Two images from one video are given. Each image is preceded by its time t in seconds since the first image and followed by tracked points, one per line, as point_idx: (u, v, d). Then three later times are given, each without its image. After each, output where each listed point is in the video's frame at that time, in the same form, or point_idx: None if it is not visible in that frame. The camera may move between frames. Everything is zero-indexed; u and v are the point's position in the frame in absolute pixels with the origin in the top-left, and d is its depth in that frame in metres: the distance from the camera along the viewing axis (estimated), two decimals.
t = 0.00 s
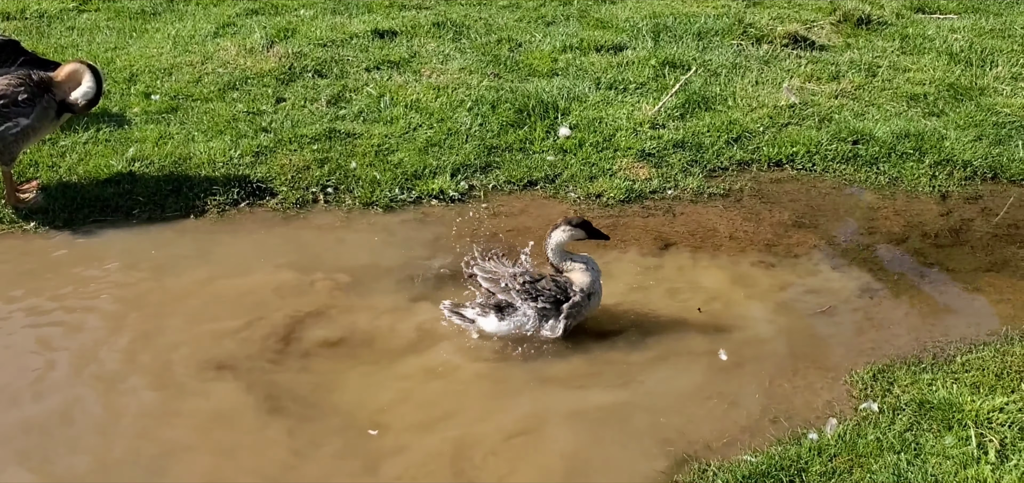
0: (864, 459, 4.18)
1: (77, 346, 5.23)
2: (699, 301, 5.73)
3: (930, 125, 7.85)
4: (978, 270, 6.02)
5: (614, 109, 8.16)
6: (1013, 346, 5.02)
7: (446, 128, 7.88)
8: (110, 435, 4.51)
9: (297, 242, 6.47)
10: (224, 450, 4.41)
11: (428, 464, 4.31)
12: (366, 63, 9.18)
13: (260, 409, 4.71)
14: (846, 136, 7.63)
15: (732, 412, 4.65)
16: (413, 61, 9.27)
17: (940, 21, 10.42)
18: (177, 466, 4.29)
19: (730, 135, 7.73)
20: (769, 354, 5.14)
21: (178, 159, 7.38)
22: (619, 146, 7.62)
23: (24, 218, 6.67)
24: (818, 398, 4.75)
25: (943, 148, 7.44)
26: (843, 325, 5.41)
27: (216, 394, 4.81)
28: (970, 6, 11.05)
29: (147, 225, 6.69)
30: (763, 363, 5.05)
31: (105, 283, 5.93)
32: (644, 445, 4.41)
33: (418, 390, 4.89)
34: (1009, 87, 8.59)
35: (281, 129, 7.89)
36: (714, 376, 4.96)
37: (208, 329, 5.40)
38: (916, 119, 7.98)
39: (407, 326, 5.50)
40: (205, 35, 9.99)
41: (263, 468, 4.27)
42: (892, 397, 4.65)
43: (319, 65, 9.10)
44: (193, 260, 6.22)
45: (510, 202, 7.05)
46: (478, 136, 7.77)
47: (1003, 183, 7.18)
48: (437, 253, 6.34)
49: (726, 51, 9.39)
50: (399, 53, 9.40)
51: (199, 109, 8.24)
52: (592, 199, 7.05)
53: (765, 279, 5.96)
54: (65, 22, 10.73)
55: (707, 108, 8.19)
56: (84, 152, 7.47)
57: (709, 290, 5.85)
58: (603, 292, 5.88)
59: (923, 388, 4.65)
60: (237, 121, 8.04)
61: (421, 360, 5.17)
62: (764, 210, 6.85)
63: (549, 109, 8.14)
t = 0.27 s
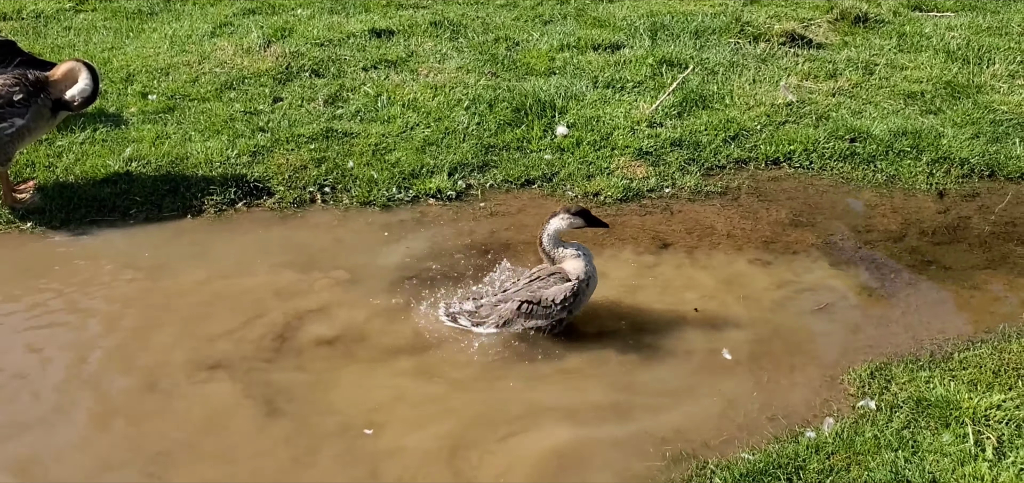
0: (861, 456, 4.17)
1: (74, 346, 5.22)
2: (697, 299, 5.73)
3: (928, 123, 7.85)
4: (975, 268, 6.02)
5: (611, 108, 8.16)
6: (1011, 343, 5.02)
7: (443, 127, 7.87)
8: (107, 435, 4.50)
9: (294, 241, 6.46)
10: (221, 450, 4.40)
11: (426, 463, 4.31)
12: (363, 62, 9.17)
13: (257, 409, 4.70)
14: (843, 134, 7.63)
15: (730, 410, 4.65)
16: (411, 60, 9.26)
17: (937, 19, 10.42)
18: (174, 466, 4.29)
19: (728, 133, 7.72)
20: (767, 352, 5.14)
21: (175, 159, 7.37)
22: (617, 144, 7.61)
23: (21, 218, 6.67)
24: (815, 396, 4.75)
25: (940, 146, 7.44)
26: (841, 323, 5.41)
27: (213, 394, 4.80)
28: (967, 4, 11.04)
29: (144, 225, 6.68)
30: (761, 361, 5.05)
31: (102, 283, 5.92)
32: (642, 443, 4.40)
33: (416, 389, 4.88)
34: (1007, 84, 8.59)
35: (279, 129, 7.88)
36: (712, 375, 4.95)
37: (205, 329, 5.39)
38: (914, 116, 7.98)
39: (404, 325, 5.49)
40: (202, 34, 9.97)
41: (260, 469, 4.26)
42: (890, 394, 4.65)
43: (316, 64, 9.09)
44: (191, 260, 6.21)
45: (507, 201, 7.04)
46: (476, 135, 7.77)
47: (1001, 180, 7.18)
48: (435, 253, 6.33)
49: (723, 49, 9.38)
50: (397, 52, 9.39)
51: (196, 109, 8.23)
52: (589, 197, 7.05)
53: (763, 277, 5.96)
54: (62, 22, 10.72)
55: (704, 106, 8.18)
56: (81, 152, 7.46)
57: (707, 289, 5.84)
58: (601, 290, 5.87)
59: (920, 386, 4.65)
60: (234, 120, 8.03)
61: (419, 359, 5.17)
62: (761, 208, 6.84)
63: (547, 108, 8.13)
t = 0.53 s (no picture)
0: (859, 456, 4.17)
1: (70, 347, 5.21)
2: (693, 299, 5.72)
3: (925, 122, 7.85)
4: (972, 267, 6.02)
5: (609, 108, 8.15)
6: (1007, 342, 5.02)
7: (440, 127, 7.86)
8: (103, 436, 4.49)
9: (291, 241, 6.46)
10: (218, 450, 4.39)
11: (423, 463, 4.30)
12: (360, 62, 9.16)
13: (254, 409, 4.69)
14: (840, 133, 7.63)
15: (727, 410, 4.65)
16: (408, 60, 9.25)
17: (934, 18, 10.43)
18: (170, 467, 4.28)
19: (725, 132, 7.72)
20: (764, 352, 5.13)
21: (172, 159, 7.36)
22: (614, 144, 7.61)
23: (17, 219, 6.65)
24: (812, 396, 4.74)
25: (937, 145, 7.44)
26: (838, 322, 5.41)
27: (210, 395, 4.80)
28: (964, 3, 11.05)
29: (141, 226, 6.67)
30: (758, 361, 5.05)
31: (99, 284, 5.90)
32: (639, 443, 4.40)
33: (413, 390, 4.87)
34: (1003, 83, 8.59)
35: (276, 129, 7.87)
36: (708, 374, 4.95)
37: (202, 330, 5.38)
38: (911, 116, 7.98)
39: (401, 325, 5.49)
40: (199, 34, 9.96)
41: (256, 469, 4.26)
42: (887, 394, 4.65)
43: (313, 64, 9.08)
44: (187, 260, 6.20)
45: (504, 201, 7.04)
46: (473, 135, 7.76)
47: (997, 179, 7.18)
48: (431, 253, 6.33)
49: (721, 49, 9.38)
50: (394, 52, 9.38)
51: (193, 110, 8.21)
52: (586, 197, 7.04)
53: (760, 276, 5.95)
54: (58, 22, 10.70)
55: (701, 106, 8.18)
56: (77, 153, 7.44)
57: (704, 288, 5.84)
58: (598, 290, 5.87)
59: (917, 385, 4.65)
60: (231, 120, 8.02)
61: (416, 360, 5.16)
62: (758, 207, 6.84)
63: (544, 108, 8.12)
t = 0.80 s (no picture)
0: (859, 455, 4.17)
1: (70, 347, 5.20)
2: (693, 299, 5.72)
3: (924, 121, 7.85)
4: (972, 266, 6.02)
5: (608, 107, 8.15)
6: (1007, 341, 5.02)
7: (440, 126, 7.86)
8: (102, 436, 4.48)
9: (291, 241, 6.45)
10: (218, 450, 4.39)
11: (423, 463, 4.30)
12: (360, 61, 9.15)
13: (254, 409, 4.69)
14: (840, 133, 7.63)
15: (727, 409, 4.64)
16: (407, 59, 9.25)
17: (934, 17, 10.43)
18: (170, 467, 4.27)
19: (724, 131, 7.71)
20: (764, 351, 5.13)
21: (171, 158, 7.35)
22: (614, 143, 7.61)
23: (16, 218, 6.64)
24: (812, 395, 4.74)
25: (937, 144, 7.44)
26: (838, 322, 5.41)
27: (211, 394, 4.79)
28: (963, 2, 11.05)
29: (140, 225, 6.66)
30: (758, 360, 5.05)
31: (99, 284, 5.90)
32: (639, 443, 4.40)
33: (413, 389, 4.87)
34: (1003, 82, 8.60)
35: (275, 128, 7.86)
36: (709, 373, 4.95)
37: (202, 329, 5.38)
38: (910, 115, 7.98)
39: (401, 325, 5.48)
40: (198, 34, 9.95)
41: (257, 469, 4.25)
42: (887, 393, 4.65)
43: (313, 63, 9.08)
44: (187, 260, 6.20)
45: (504, 200, 7.03)
46: (472, 134, 7.76)
47: (997, 178, 7.18)
48: (431, 252, 6.33)
49: (720, 48, 9.38)
50: (393, 51, 9.37)
51: (192, 109, 8.21)
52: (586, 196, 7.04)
53: (760, 275, 5.95)
54: (57, 21, 10.69)
55: (701, 105, 8.18)
56: (77, 152, 7.43)
57: (704, 288, 5.84)
58: (598, 289, 5.86)
59: (917, 384, 4.65)
60: (231, 119, 8.02)
61: (416, 359, 5.16)
62: (758, 207, 6.84)
63: (543, 107, 8.12)
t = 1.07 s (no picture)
0: (860, 455, 4.17)
1: (70, 345, 5.20)
2: (694, 298, 5.72)
3: (925, 120, 7.85)
4: (973, 266, 6.02)
5: (609, 106, 8.15)
6: (1008, 341, 5.02)
7: (441, 125, 7.86)
8: (102, 436, 4.48)
9: (291, 240, 6.45)
10: (218, 449, 4.39)
11: (424, 462, 4.30)
12: (360, 60, 9.15)
13: (254, 408, 4.69)
14: (840, 132, 7.63)
15: (728, 409, 4.64)
16: (408, 58, 9.24)
17: (935, 17, 10.42)
18: (170, 467, 4.27)
19: (725, 131, 7.71)
20: (764, 350, 5.13)
21: (172, 157, 7.35)
22: (614, 142, 7.61)
23: (16, 217, 6.63)
24: (813, 394, 4.74)
25: (938, 144, 7.44)
26: (838, 321, 5.41)
27: (212, 393, 4.79)
28: (964, 2, 11.05)
29: (141, 224, 6.66)
30: (758, 360, 5.04)
31: (99, 283, 5.89)
32: (639, 442, 4.40)
33: (413, 388, 4.87)
34: (1004, 82, 8.59)
35: (276, 127, 7.86)
36: (710, 373, 4.95)
37: (202, 328, 5.37)
38: (911, 114, 7.98)
39: (401, 324, 5.48)
40: (198, 32, 9.94)
41: (257, 469, 4.26)
42: (888, 392, 4.65)
43: (313, 62, 9.08)
44: (187, 259, 6.20)
45: (504, 199, 7.03)
46: (473, 134, 7.76)
47: (998, 178, 7.18)
48: (432, 251, 6.33)
49: (721, 47, 9.38)
50: (394, 50, 9.37)
51: (193, 107, 8.20)
52: (587, 195, 7.04)
53: (761, 275, 5.95)
54: (58, 20, 10.68)
55: (702, 104, 8.18)
56: (77, 151, 7.43)
57: (704, 287, 5.84)
58: (598, 288, 5.86)
59: (918, 384, 4.65)
60: (231, 118, 8.02)
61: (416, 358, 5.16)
62: (759, 206, 6.84)
63: (544, 106, 8.11)
